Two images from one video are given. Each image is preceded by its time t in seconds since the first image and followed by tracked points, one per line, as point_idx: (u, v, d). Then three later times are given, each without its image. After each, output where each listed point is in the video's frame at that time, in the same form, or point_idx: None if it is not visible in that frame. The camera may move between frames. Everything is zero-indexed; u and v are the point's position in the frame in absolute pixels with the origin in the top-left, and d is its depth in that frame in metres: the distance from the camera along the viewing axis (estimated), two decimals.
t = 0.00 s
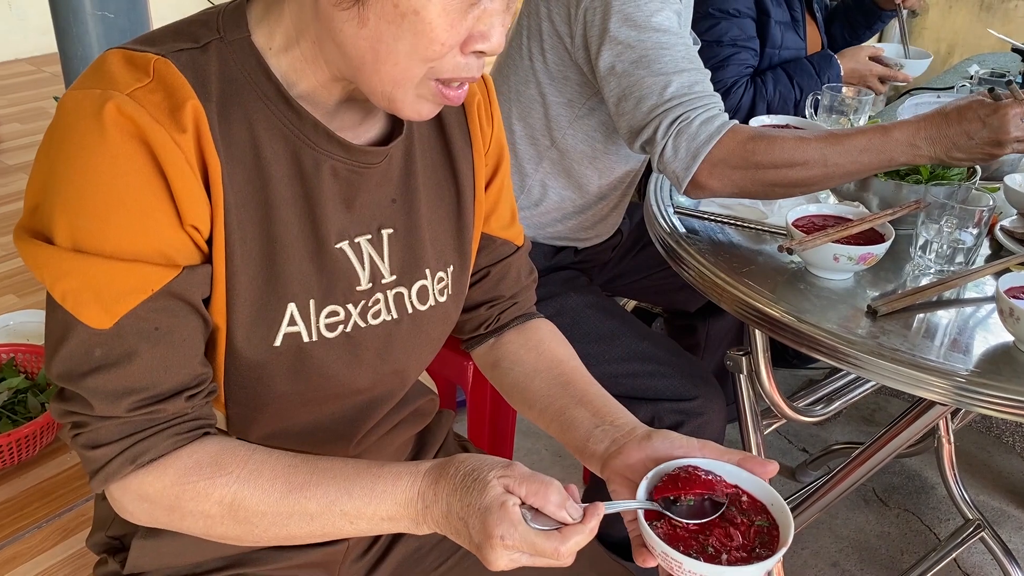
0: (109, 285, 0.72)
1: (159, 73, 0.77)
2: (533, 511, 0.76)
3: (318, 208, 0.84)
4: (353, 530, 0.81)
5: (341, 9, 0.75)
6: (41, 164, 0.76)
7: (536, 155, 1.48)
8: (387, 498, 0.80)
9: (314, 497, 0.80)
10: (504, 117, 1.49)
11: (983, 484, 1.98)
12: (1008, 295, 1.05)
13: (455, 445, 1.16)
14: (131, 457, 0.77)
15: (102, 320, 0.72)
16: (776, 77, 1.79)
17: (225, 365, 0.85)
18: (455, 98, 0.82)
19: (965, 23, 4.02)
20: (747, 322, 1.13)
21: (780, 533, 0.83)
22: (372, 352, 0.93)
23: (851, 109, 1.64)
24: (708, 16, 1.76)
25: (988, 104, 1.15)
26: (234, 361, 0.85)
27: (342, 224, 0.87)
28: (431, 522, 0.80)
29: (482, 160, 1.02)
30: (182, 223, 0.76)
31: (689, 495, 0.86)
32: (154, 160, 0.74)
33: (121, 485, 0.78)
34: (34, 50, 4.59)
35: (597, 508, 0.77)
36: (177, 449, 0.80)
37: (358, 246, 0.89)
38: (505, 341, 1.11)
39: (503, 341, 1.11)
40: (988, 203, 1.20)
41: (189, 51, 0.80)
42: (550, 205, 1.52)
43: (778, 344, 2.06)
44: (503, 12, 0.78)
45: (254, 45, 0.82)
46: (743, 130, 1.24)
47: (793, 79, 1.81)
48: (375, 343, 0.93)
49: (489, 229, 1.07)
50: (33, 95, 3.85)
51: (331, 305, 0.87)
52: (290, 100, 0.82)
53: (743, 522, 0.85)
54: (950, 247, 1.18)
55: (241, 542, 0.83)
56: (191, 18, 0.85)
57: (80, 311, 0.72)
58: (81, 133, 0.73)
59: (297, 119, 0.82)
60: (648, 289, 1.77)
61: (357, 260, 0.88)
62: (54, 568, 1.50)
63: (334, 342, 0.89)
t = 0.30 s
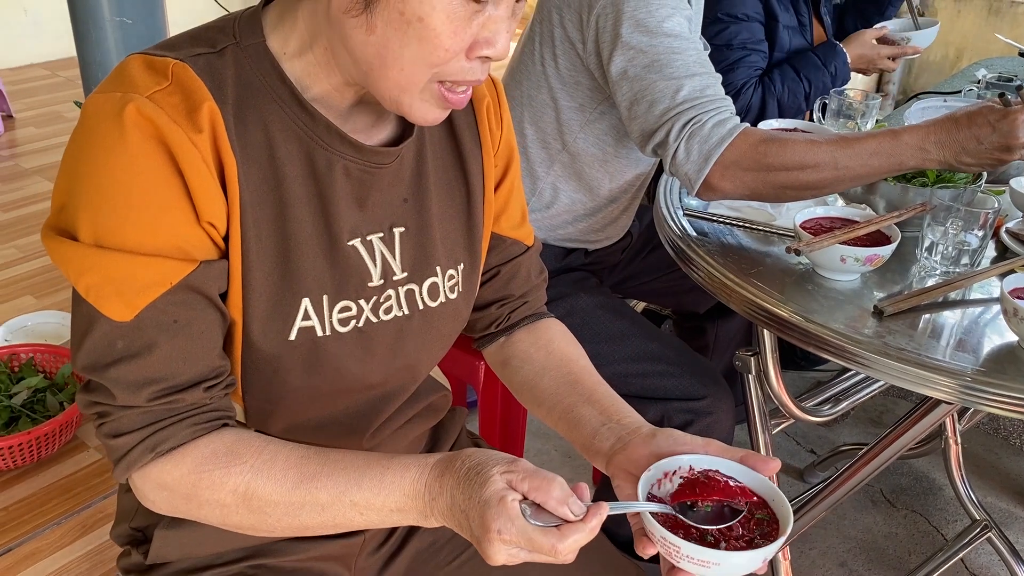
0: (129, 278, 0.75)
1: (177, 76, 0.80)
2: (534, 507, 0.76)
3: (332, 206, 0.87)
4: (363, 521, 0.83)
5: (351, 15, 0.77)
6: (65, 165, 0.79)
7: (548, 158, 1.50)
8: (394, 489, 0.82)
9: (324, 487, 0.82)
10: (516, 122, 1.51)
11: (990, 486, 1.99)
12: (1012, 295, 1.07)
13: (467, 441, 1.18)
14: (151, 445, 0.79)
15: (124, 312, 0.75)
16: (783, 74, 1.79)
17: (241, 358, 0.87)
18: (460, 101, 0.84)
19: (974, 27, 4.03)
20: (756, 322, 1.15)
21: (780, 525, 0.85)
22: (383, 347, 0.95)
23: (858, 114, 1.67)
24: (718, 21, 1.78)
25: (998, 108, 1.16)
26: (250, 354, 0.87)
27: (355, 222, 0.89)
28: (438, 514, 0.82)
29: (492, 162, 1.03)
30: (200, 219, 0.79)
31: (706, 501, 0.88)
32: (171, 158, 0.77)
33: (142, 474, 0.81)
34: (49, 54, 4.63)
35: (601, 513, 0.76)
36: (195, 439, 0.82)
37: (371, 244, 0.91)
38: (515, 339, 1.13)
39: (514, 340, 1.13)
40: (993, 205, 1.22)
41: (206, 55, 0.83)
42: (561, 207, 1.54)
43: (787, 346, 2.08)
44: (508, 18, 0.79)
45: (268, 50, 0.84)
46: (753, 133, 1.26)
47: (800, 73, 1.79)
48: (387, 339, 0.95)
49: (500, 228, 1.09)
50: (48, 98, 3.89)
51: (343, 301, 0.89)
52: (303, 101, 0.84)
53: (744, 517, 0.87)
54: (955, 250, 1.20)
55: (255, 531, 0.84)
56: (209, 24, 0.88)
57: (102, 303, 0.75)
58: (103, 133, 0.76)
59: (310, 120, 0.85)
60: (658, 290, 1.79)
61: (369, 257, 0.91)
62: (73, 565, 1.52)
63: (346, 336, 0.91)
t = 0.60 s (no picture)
0: (142, 271, 0.78)
1: (191, 78, 0.83)
2: (531, 498, 0.77)
3: (340, 202, 0.89)
4: (365, 513, 0.84)
5: (355, 14, 0.80)
6: (83, 164, 0.82)
7: (555, 162, 1.53)
8: (396, 481, 0.83)
9: (327, 477, 0.83)
10: (524, 127, 1.54)
11: (996, 489, 2.00)
12: (1012, 296, 1.09)
13: (477, 438, 1.21)
14: (160, 433, 0.82)
15: (136, 303, 0.78)
16: (792, 69, 1.78)
17: (252, 351, 0.90)
18: (460, 99, 0.86)
19: (980, 35, 4.04)
20: (761, 323, 1.17)
21: (777, 518, 0.86)
22: (391, 341, 0.97)
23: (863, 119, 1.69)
24: (727, 26, 1.80)
25: (993, 78, 1.19)
26: (261, 346, 0.90)
27: (362, 219, 0.92)
28: (436, 509, 0.82)
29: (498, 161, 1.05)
30: (211, 214, 0.81)
31: (705, 514, 0.87)
32: (183, 155, 0.79)
33: (151, 462, 0.83)
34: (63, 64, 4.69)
35: (597, 509, 0.76)
36: (203, 429, 0.84)
37: (378, 240, 0.93)
38: (523, 335, 1.15)
39: (522, 336, 1.15)
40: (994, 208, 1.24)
41: (219, 57, 0.86)
42: (569, 210, 1.56)
43: (793, 350, 2.10)
44: (506, 15, 0.82)
45: (279, 53, 0.88)
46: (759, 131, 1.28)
47: (807, 63, 1.79)
48: (393, 333, 0.97)
49: (506, 226, 1.11)
50: (63, 106, 3.94)
51: (351, 295, 0.92)
52: (312, 101, 0.87)
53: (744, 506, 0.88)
54: (958, 251, 1.22)
55: (263, 522, 0.86)
56: (222, 29, 0.92)
57: (116, 296, 0.77)
58: (120, 132, 0.79)
59: (319, 120, 0.88)
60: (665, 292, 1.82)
61: (376, 253, 0.93)
62: (87, 563, 1.55)
63: (355, 330, 0.93)
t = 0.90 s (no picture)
0: (151, 273, 0.81)
1: (198, 89, 0.86)
2: (520, 478, 0.81)
3: (343, 205, 0.93)
4: (357, 509, 0.85)
5: (352, 25, 0.84)
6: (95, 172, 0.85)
7: (561, 170, 1.56)
8: (388, 475, 0.85)
9: (321, 471, 0.85)
10: (529, 136, 1.57)
11: (999, 495, 2.01)
12: (1008, 301, 1.11)
13: (482, 437, 1.23)
14: (160, 428, 0.84)
15: (142, 303, 0.81)
16: (796, 70, 1.79)
17: (258, 350, 0.92)
18: (461, 100, 0.90)
19: (986, 45, 4.06)
20: (763, 327, 1.20)
21: (764, 526, 0.88)
22: (392, 341, 1.00)
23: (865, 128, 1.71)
24: (732, 36, 1.82)
25: (987, 90, 1.21)
26: (265, 346, 0.92)
27: (364, 221, 0.95)
28: (426, 503, 0.84)
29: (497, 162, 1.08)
30: (215, 219, 0.84)
31: (688, 515, 0.90)
32: (190, 163, 0.83)
33: (153, 458, 0.85)
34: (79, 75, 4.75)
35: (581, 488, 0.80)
36: (202, 426, 0.86)
37: (379, 242, 0.96)
38: (526, 335, 1.18)
39: (525, 335, 1.18)
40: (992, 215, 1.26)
41: (224, 68, 0.90)
42: (575, 217, 1.59)
43: (797, 357, 2.12)
44: (498, 24, 0.85)
45: (282, 63, 0.91)
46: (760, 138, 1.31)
47: (810, 60, 1.80)
48: (395, 332, 0.99)
49: (508, 229, 1.14)
50: (78, 116, 3.99)
51: (354, 295, 0.94)
52: (315, 110, 0.90)
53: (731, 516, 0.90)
54: (956, 258, 1.24)
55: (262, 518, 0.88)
56: (229, 42, 0.95)
57: (124, 296, 0.80)
58: (128, 141, 0.82)
59: (321, 127, 0.91)
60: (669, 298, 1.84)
61: (378, 255, 0.96)
62: (100, 563, 1.57)
63: (358, 329, 0.96)
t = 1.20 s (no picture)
0: (167, 274, 0.84)
1: (211, 96, 0.90)
2: (517, 485, 0.81)
3: (352, 208, 0.96)
4: (366, 501, 0.89)
5: (350, 43, 0.88)
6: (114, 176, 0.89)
7: (569, 177, 1.59)
8: (393, 471, 0.88)
9: (328, 468, 0.88)
10: (538, 144, 1.60)
11: (1004, 500, 2.03)
12: (1007, 304, 1.13)
13: (492, 437, 1.26)
14: (176, 423, 0.86)
15: (159, 301, 0.84)
16: (801, 77, 1.82)
17: (273, 347, 0.95)
18: (455, 118, 0.93)
19: (992, 56, 4.09)
20: (766, 330, 1.22)
21: (753, 510, 0.90)
22: (402, 339, 1.02)
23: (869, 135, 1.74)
24: (737, 47, 1.86)
25: (986, 107, 1.25)
26: (277, 344, 0.95)
27: (373, 223, 0.98)
28: (432, 497, 0.87)
29: (502, 168, 1.11)
30: (229, 219, 0.87)
31: (685, 489, 0.94)
32: (203, 167, 0.86)
33: (170, 452, 0.88)
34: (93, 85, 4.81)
35: (581, 489, 0.82)
36: (216, 419, 0.88)
37: (389, 243, 0.99)
38: (532, 335, 1.20)
39: (531, 336, 1.20)
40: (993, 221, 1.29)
41: (236, 76, 0.93)
42: (582, 223, 1.62)
43: (803, 363, 2.14)
44: (492, 48, 0.88)
45: (293, 72, 0.95)
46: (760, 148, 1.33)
47: (814, 67, 1.82)
48: (404, 330, 1.02)
49: (514, 230, 1.16)
50: (91, 125, 4.04)
51: (364, 294, 0.97)
52: (325, 116, 0.94)
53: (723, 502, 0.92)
54: (957, 262, 1.27)
55: (273, 510, 0.90)
56: (243, 51, 0.99)
57: (141, 294, 0.84)
58: (145, 147, 0.85)
59: (331, 133, 0.94)
60: (675, 305, 1.87)
61: (387, 255, 0.99)
62: (117, 562, 1.60)
63: (368, 328, 0.98)
